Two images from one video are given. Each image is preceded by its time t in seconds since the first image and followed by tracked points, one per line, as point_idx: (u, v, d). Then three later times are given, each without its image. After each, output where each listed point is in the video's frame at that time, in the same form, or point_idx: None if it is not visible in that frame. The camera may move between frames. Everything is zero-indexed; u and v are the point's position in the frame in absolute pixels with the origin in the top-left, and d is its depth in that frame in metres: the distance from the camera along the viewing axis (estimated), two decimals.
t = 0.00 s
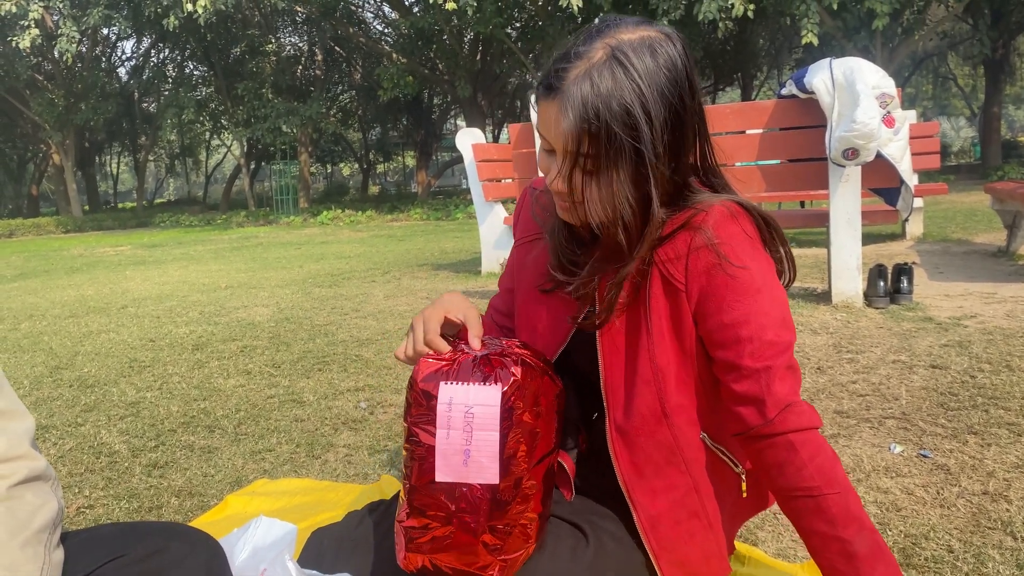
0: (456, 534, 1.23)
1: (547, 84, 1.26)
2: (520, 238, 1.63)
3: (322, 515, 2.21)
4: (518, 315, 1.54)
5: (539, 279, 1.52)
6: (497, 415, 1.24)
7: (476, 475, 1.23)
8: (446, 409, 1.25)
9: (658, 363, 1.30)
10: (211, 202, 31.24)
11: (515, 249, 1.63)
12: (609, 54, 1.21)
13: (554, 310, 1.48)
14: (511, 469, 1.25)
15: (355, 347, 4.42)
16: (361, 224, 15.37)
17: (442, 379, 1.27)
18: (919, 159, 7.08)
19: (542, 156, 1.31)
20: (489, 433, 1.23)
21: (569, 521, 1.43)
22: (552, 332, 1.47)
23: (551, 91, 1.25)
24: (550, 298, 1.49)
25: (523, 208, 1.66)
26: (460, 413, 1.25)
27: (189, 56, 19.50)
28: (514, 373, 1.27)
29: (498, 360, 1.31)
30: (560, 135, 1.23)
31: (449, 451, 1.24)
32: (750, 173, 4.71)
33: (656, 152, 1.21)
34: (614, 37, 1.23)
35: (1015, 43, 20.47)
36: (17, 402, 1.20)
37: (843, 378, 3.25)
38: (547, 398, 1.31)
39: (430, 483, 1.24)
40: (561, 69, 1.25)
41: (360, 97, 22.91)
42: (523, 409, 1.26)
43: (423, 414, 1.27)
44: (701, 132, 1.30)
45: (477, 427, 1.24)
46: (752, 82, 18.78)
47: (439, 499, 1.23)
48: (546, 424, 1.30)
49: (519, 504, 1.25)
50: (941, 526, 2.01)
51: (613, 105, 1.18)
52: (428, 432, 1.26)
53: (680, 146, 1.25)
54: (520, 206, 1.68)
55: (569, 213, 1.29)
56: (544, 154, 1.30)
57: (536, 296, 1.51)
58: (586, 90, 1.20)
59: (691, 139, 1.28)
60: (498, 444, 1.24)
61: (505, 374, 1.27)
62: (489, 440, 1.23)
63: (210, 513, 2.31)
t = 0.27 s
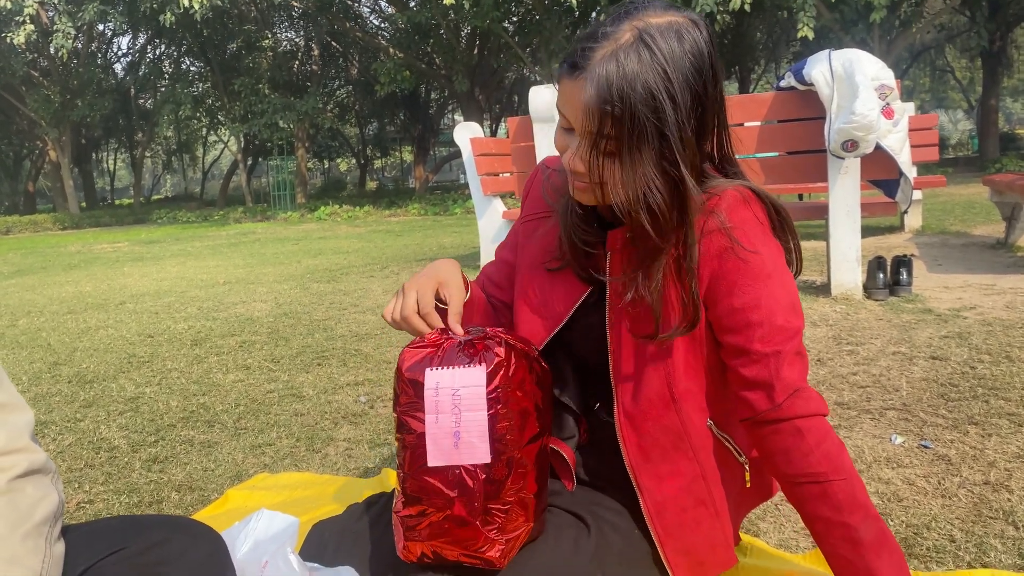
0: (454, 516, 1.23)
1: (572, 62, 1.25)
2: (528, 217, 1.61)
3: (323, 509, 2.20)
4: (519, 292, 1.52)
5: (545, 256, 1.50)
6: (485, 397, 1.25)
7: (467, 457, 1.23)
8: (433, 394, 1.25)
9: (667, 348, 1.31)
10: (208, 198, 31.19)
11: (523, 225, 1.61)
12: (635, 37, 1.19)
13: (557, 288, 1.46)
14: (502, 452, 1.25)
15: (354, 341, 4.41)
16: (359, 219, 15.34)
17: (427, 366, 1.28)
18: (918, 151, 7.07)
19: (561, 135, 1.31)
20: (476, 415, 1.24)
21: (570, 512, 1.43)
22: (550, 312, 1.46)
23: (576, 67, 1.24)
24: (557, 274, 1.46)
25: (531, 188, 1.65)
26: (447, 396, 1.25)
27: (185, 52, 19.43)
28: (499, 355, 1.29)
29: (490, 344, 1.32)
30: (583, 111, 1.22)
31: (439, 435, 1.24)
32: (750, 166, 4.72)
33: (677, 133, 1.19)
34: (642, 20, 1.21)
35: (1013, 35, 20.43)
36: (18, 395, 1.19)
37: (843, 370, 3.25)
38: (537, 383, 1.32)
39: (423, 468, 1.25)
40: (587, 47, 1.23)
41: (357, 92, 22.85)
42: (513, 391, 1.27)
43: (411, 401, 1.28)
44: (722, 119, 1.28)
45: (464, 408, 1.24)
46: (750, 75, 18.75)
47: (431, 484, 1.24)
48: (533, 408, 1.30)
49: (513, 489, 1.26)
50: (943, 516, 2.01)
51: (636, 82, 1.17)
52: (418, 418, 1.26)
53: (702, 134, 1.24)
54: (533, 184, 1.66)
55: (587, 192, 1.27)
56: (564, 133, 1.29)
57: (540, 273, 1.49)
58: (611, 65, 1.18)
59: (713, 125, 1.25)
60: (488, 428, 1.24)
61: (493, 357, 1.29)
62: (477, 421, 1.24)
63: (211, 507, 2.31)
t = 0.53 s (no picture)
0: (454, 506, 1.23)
1: (587, 46, 1.24)
2: (530, 205, 1.60)
3: (321, 502, 2.21)
4: (523, 280, 1.51)
5: (550, 242, 1.50)
6: (483, 386, 1.25)
7: (466, 446, 1.24)
8: (432, 384, 1.26)
9: (671, 336, 1.34)
10: (204, 191, 31.10)
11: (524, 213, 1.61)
12: (657, 19, 1.19)
13: (562, 276, 1.46)
14: (501, 441, 1.25)
15: (351, 334, 4.40)
16: (355, 211, 15.30)
17: (425, 359, 1.29)
18: (914, 140, 7.06)
19: (572, 119, 1.29)
20: (475, 404, 1.25)
21: (569, 503, 1.43)
22: (555, 300, 1.46)
23: (592, 51, 1.22)
24: (562, 262, 1.47)
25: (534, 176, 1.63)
26: (445, 386, 1.26)
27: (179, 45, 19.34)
28: (498, 345, 1.30)
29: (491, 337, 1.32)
30: (602, 95, 1.20)
31: (438, 426, 1.24)
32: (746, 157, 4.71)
33: (699, 116, 1.20)
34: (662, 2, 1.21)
35: (1009, 24, 20.40)
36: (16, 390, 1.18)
37: (841, 359, 3.25)
38: (534, 372, 1.33)
39: (421, 459, 1.25)
40: (603, 31, 1.22)
41: (352, 84, 22.77)
42: (513, 381, 1.28)
43: (410, 394, 1.28)
44: (737, 107, 1.29)
45: (463, 398, 1.25)
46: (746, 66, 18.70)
47: (430, 474, 1.24)
48: (531, 396, 1.30)
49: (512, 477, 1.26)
50: (940, 505, 2.01)
51: (659, 65, 1.17)
52: (417, 409, 1.27)
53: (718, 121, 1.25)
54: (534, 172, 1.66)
55: (604, 176, 1.26)
56: (576, 117, 1.28)
57: (545, 260, 1.48)
58: (634, 49, 1.17)
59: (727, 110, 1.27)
60: (487, 416, 1.25)
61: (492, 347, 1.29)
62: (475, 410, 1.24)
63: (209, 502, 2.30)
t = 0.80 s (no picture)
0: (444, 497, 1.23)
1: (587, 37, 1.23)
2: (524, 191, 1.60)
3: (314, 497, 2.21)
4: (513, 265, 1.50)
5: (543, 231, 1.50)
6: (471, 376, 1.27)
7: (454, 435, 1.24)
8: (419, 375, 1.27)
9: (666, 327, 1.34)
10: (198, 182, 31.02)
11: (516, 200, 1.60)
12: (657, 12, 1.17)
13: (554, 263, 1.46)
14: (490, 432, 1.26)
15: (346, 327, 4.41)
16: (350, 202, 15.28)
17: (411, 353, 1.30)
18: (908, 128, 7.07)
19: (571, 109, 1.29)
20: (463, 393, 1.26)
21: (561, 498, 1.44)
22: (543, 290, 1.45)
23: (592, 42, 1.21)
24: (556, 250, 1.46)
25: (530, 163, 1.64)
26: (434, 376, 1.27)
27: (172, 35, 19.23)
28: (485, 338, 1.31)
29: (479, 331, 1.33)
30: (602, 88, 1.19)
31: (427, 416, 1.25)
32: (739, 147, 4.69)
33: (698, 109, 1.19)
34: None
35: (1003, 10, 20.37)
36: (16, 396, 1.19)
37: (832, 350, 3.27)
38: (521, 364, 1.34)
39: (411, 450, 1.25)
40: (603, 22, 1.21)
41: (346, 74, 22.68)
42: (500, 373, 1.29)
43: (400, 387, 1.29)
44: (735, 97, 1.29)
45: (451, 388, 1.26)
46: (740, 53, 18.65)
47: (419, 466, 1.24)
48: (518, 388, 1.32)
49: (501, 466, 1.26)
50: (929, 496, 2.03)
51: (659, 59, 1.16)
52: (406, 401, 1.27)
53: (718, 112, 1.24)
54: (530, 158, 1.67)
55: (603, 168, 1.26)
56: (575, 106, 1.28)
57: (537, 249, 1.48)
58: (634, 43, 1.16)
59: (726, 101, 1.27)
60: (475, 406, 1.26)
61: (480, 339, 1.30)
62: (464, 399, 1.26)
63: (203, 497, 2.31)
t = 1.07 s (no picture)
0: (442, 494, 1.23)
1: (592, 20, 1.20)
2: (521, 173, 1.57)
3: (309, 489, 2.20)
4: (508, 249, 1.48)
5: (541, 216, 1.47)
6: (471, 374, 1.25)
7: (453, 433, 1.23)
8: (418, 371, 1.25)
9: (667, 313, 1.33)
10: (192, 172, 30.89)
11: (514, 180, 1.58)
12: None
13: (552, 249, 1.45)
14: (489, 428, 1.25)
15: (341, 317, 4.39)
16: (344, 192, 15.26)
17: (409, 347, 1.28)
18: (903, 115, 7.07)
19: (575, 93, 1.27)
20: (463, 391, 1.24)
21: (557, 488, 1.44)
22: (539, 277, 1.44)
23: (597, 26, 1.19)
24: (555, 237, 1.45)
25: (528, 147, 1.61)
26: (432, 372, 1.25)
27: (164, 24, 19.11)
28: (484, 335, 1.28)
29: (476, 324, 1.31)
30: (610, 74, 1.17)
31: (425, 413, 1.23)
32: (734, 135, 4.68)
33: (705, 94, 1.18)
34: None
35: None
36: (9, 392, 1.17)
37: (828, 338, 3.26)
38: (520, 358, 1.32)
39: (409, 447, 1.24)
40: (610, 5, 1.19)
41: (339, 63, 22.54)
42: (499, 369, 1.27)
43: (397, 382, 1.26)
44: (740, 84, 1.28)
45: (450, 385, 1.24)
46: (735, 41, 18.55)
47: (417, 463, 1.23)
48: (517, 382, 1.30)
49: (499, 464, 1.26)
50: (926, 483, 2.03)
51: (667, 43, 1.14)
52: (404, 397, 1.25)
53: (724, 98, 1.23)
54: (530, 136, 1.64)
55: (609, 155, 1.24)
56: (578, 91, 1.26)
57: (536, 237, 1.46)
58: (644, 27, 1.14)
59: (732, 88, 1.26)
60: (475, 404, 1.24)
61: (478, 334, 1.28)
62: (463, 397, 1.24)
63: (197, 489, 2.30)
